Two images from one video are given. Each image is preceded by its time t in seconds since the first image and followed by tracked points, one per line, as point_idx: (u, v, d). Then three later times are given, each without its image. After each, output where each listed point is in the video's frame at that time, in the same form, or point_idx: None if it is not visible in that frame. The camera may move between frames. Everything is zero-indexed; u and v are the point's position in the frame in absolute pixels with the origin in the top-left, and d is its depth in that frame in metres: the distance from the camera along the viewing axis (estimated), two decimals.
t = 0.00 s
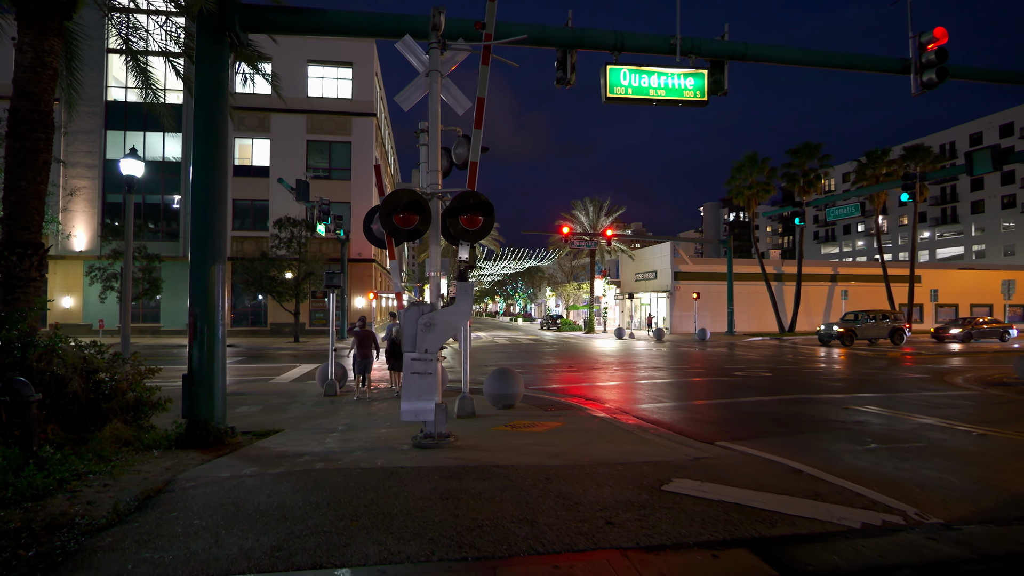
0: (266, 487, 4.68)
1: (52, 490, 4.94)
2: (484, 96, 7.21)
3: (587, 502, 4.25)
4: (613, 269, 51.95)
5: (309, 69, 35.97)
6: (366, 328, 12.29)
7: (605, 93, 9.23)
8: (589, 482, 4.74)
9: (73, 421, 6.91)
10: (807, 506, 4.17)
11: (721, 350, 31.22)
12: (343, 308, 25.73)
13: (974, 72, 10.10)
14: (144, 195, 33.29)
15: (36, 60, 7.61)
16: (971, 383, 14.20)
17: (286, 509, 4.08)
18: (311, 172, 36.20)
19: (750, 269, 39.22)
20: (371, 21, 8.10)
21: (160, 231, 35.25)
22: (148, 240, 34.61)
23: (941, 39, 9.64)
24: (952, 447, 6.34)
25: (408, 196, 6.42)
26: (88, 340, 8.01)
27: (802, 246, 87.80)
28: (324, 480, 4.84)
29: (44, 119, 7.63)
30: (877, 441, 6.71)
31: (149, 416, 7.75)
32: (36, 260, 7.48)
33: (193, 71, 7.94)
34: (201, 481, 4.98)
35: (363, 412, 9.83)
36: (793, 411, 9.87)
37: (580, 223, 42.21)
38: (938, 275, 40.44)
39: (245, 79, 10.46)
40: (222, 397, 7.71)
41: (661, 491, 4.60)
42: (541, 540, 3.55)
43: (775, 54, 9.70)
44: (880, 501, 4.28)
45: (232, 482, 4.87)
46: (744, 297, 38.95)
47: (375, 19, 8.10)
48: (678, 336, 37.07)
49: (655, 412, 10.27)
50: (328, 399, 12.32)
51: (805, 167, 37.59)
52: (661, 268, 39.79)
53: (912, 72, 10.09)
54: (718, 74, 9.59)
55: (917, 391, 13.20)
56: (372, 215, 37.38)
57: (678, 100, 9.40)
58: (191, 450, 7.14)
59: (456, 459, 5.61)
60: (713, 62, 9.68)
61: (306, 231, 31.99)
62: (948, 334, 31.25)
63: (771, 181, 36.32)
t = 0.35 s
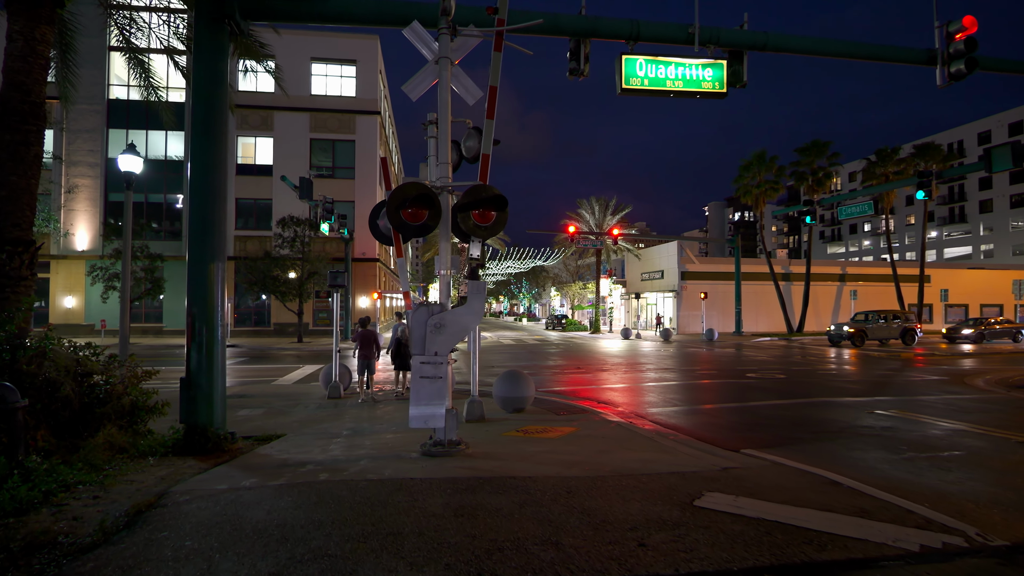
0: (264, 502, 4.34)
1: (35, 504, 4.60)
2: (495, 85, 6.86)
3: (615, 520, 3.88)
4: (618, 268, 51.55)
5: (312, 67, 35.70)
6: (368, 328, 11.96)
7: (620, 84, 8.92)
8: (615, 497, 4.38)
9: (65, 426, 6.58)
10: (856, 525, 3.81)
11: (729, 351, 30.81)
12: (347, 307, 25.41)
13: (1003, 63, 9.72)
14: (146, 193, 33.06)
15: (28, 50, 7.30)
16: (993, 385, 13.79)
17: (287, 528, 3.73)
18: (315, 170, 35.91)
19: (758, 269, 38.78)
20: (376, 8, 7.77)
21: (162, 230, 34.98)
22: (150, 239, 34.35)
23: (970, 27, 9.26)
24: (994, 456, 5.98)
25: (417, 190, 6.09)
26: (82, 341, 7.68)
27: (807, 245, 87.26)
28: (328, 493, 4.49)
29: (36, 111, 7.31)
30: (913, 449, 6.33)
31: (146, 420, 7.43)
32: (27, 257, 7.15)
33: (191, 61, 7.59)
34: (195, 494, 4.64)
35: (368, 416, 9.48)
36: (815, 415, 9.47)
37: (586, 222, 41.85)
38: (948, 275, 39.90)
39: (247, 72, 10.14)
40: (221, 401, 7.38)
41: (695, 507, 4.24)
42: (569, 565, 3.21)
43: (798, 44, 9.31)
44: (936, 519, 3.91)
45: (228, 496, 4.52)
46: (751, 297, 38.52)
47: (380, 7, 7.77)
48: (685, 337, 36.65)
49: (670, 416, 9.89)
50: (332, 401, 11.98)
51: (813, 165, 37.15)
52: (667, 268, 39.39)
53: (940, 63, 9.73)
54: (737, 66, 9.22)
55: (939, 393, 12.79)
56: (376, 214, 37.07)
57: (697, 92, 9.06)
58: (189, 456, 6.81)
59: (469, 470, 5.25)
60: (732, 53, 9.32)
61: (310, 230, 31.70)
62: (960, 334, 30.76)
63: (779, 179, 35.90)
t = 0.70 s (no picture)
0: (258, 522, 3.98)
1: (9, 522, 4.23)
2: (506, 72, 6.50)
3: (644, 543, 3.51)
4: (622, 268, 51.25)
5: (314, 65, 35.38)
6: (371, 329, 11.63)
7: (635, 75, 8.56)
8: (643, 516, 4.01)
9: (52, 433, 6.23)
10: (913, 551, 3.44)
11: (736, 351, 30.42)
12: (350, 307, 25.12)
13: None
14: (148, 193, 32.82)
15: (14, 37, 6.94)
16: (1015, 387, 13.38)
17: (283, 555, 3.36)
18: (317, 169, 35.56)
19: (765, 269, 38.36)
20: None
21: (163, 230, 34.69)
22: (151, 238, 34.04)
23: (998, 16, 8.73)
24: None
25: (423, 182, 5.70)
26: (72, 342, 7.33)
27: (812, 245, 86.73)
28: (329, 511, 4.13)
29: (23, 102, 6.96)
30: (951, 459, 5.95)
31: (138, 426, 7.07)
32: (12, 255, 6.77)
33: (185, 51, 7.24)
34: (184, 511, 4.28)
35: (372, 421, 9.10)
36: (837, 420, 9.09)
37: (590, 221, 41.46)
38: (956, 274, 39.44)
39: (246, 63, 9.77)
40: (217, 406, 7.02)
41: (728, 527, 3.87)
42: None
43: (818, 34, 8.90)
44: (1004, 546, 3.51)
45: (220, 514, 4.15)
46: (758, 297, 38.11)
47: None
48: (691, 337, 36.26)
49: (682, 421, 9.53)
50: (334, 405, 11.63)
51: (821, 163, 36.71)
52: (672, 267, 39.01)
53: (965, 54, 9.30)
54: (755, 56, 8.84)
55: (960, 395, 12.38)
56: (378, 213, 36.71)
57: (713, 83, 8.70)
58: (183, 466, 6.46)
59: (480, 483, 4.88)
60: (750, 43, 8.93)
61: (311, 229, 31.35)
62: (970, 335, 30.30)
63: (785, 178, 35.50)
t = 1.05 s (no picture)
0: (259, 540, 3.65)
1: None
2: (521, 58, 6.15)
3: (686, 568, 3.18)
4: (627, 268, 50.90)
5: (317, 63, 35.09)
6: (377, 329, 11.30)
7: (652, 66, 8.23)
8: (679, 535, 3.66)
9: (43, 439, 5.91)
10: None
11: (743, 352, 30.05)
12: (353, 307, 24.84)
13: None
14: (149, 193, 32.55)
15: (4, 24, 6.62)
16: None
17: None
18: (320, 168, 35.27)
19: (772, 269, 37.97)
20: None
21: (166, 230, 34.45)
22: (153, 238, 33.80)
23: None
24: None
25: (434, 173, 5.37)
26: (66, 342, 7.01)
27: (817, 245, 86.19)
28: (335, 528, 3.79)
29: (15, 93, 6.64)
30: (997, 469, 5.58)
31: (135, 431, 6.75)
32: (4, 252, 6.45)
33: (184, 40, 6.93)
34: (179, 527, 3.96)
35: (379, 425, 8.78)
36: (864, 425, 8.71)
37: (596, 221, 41.11)
38: (966, 275, 38.95)
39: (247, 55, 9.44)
40: (217, 410, 6.69)
41: (775, 548, 3.52)
42: None
43: (842, 23, 8.52)
44: None
45: (217, 530, 3.83)
46: (766, 297, 37.73)
47: None
48: (698, 337, 35.89)
49: (699, 425, 9.19)
50: (338, 407, 11.30)
51: (829, 162, 36.29)
52: (678, 268, 38.63)
53: (994, 43, 8.92)
54: (776, 45, 8.48)
55: (984, 398, 11.99)
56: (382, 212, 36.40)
57: (734, 73, 8.34)
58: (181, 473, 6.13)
59: (498, 495, 4.55)
60: (772, 32, 8.55)
61: (315, 229, 31.03)
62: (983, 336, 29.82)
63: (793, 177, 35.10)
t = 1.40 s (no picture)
0: (262, 564, 3.33)
1: None
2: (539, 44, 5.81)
3: None
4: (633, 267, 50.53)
5: (321, 61, 34.82)
6: (384, 330, 10.98)
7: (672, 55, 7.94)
8: (723, 560, 3.34)
9: (36, 446, 5.60)
10: None
11: (753, 352, 29.65)
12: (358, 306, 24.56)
13: None
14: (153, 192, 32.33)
15: None
16: None
17: None
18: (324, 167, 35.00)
19: (781, 268, 37.54)
20: None
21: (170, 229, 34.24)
22: (157, 237, 33.59)
23: None
24: None
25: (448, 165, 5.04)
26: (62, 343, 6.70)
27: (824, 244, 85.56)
28: (346, 550, 3.47)
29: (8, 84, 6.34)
30: None
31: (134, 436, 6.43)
32: None
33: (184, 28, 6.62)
34: (174, 548, 3.63)
35: (387, 429, 8.47)
36: (892, 431, 8.34)
37: (602, 220, 40.76)
38: (978, 275, 38.41)
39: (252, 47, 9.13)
40: (218, 415, 6.37)
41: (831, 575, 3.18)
42: None
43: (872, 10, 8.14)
44: None
45: (215, 552, 3.50)
46: (775, 297, 37.31)
47: None
48: (705, 337, 35.51)
49: (720, 430, 8.83)
50: (344, 410, 10.99)
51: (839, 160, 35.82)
52: (685, 267, 38.24)
53: None
54: (801, 34, 8.12)
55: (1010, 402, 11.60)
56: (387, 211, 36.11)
57: (757, 62, 8.06)
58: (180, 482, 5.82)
59: (520, 510, 4.22)
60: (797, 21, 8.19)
61: (319, 228, 30.74)
62: (997, 336, 29.34)
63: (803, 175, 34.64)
